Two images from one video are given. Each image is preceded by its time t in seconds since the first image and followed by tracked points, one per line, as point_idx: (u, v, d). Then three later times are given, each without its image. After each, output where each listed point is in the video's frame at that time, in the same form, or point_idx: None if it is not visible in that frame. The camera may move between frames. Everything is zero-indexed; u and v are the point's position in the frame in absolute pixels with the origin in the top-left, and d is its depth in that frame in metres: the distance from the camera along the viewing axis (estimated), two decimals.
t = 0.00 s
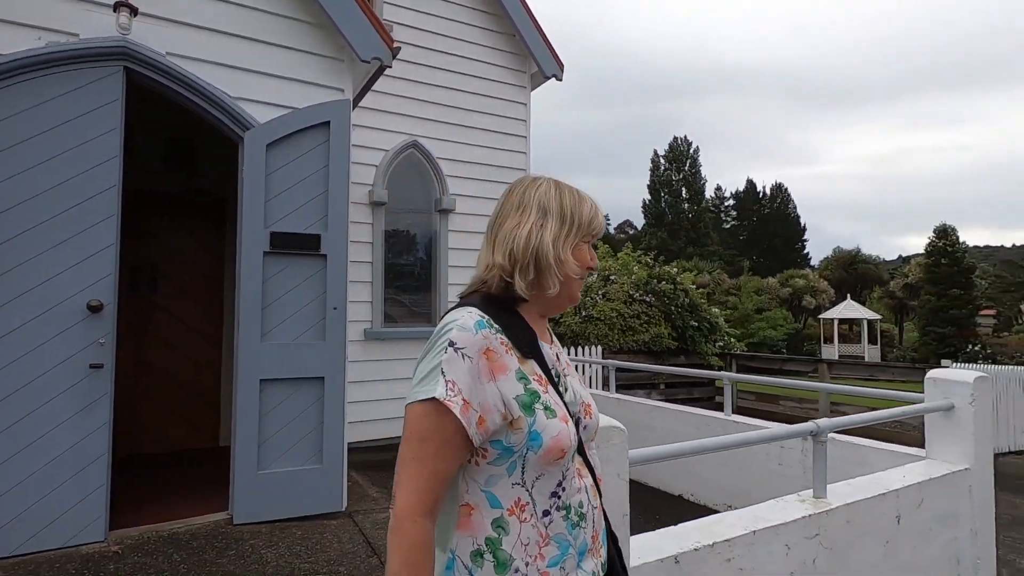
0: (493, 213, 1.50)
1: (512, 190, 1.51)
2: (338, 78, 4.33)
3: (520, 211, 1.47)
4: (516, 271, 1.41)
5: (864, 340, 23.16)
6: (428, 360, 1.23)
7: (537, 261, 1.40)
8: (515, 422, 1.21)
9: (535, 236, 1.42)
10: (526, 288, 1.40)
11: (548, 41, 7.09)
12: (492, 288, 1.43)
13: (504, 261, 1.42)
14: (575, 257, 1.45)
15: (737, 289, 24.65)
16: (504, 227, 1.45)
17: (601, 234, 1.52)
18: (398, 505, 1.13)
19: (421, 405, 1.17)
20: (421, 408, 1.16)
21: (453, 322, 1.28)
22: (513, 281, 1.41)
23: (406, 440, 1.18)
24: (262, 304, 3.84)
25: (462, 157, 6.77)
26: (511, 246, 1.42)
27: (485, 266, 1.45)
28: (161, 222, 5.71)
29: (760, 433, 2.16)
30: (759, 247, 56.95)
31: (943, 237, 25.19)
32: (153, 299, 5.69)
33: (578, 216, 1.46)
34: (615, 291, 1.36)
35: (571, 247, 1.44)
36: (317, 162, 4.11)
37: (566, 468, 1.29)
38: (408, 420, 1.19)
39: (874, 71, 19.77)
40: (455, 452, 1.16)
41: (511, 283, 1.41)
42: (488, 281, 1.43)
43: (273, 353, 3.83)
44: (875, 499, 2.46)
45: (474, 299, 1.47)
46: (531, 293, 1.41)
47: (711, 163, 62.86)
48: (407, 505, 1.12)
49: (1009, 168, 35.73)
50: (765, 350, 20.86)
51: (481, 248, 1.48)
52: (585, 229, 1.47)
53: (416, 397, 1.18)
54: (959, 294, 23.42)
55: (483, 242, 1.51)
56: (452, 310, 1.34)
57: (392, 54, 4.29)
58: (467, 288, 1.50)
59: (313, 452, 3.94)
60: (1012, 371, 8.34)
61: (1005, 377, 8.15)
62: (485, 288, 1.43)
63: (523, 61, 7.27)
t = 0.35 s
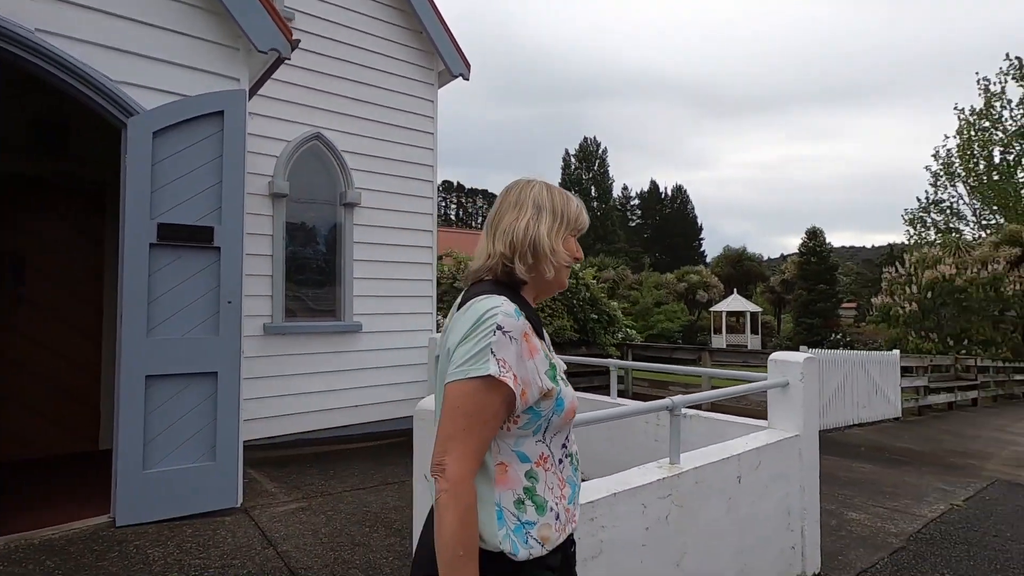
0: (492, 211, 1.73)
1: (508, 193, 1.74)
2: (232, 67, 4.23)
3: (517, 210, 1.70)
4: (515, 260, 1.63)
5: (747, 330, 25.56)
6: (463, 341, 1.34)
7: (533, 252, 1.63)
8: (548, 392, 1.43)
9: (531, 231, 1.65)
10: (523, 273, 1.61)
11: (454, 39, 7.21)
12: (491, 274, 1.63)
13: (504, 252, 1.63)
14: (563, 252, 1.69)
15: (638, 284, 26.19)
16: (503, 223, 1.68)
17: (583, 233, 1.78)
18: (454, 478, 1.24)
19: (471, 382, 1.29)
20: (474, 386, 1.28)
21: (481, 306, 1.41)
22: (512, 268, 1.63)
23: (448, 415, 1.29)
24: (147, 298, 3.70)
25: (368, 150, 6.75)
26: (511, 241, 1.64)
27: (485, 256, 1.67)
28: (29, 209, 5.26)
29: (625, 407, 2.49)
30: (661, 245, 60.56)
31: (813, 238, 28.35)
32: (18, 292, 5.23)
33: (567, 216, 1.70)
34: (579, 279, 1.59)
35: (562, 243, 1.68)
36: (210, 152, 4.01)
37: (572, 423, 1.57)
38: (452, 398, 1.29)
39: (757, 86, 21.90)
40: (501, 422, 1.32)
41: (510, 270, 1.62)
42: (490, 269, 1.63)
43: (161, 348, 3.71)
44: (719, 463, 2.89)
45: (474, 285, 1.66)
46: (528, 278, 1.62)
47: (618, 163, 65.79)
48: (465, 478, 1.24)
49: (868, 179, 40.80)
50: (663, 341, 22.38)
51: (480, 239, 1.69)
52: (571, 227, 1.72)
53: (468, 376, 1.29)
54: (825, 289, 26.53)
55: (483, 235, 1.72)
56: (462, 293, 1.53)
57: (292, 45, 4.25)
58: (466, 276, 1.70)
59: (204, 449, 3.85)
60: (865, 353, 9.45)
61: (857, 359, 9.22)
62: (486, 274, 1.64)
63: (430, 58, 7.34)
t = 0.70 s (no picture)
0: (491, 230, 1.94)
1: (505, 214, 1.96)
2: (118, 44, 3.99)
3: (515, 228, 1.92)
4: (516, 273, 1.85)
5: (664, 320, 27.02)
6: (511, 353, 1.60)
7: (531, 265, 1.85)
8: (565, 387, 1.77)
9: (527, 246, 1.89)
10: (525, 286, 1.82)
11: (369, 27, 7.09)
12: (492, 286, 1.84)
13: (506, 267, 1.85)
14: (555, 264, 1.93)
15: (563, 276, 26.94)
16: (502, 242, 1.90)
17: (570, 247, 2.03)
18: (520, 469, 1.52)
19: (526, 387, 1.57)
20: (529, 390, 1.57)
21: (515, 321, 1.67)
22: (514, 280, 1.85)
23: (507, 417, 1.55)
24: (15, 288, 3.44)
25: (277, 137, 6.53)
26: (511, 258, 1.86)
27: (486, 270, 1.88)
28: None
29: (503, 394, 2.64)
30: (588, 238, 62.43)
31: (724, 233, 30.30)
32: None
33: (559, 232, 1.93)
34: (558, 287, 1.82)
35: (554, 259, 1.91)
36: (90, 133, 3.77)
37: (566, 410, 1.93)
38: (514, 401, 1.55)
39: (675, 88, 23.08)
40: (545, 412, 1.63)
41: (510, 282, 1.84)
42: (493, 281, 1.84)
43: (31, 342, 3.45)
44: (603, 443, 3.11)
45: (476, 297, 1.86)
46: (527, 290, 1.83)
47: (547, 157, 66.95)
48: (529, 466, 1.54)
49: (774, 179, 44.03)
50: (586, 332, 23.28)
51: (484, 253, 1.89)
52: (563, 243, 1.96)
53: (526, 384, 1.56)
54: (734, 282, 28.55)
55: (483, 250, 1.92)
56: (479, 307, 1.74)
57: (184, 25, 4.06)
58: (465, 286, 1.90)
59: (85, 448, 3.65)
60: (762, 341, 10.36)
61: (755, 347, 10.06)
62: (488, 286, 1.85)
63: (344, 44, 7.17)
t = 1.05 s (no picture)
0: (449, 225, 2.16)
1: (463, 212, 2.18)
2: None
3: (469, 224, 2.14)
4: (467, 263, 2.08)
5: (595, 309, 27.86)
6: (473, 325, 1.83)
7: (478, 255, 2.07)
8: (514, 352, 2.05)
9: (475, 239, 2.10)
10: (473, 275, 2.03)
11: (282, 5, 6.81)
12: (443, 272, 2.08)
13: (460, 257, 2.08)
14: (502, 258, 2.13)
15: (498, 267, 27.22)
16: (458, 236, 2.12)
17: (521, 240, 2.22)
18: (498, 420, 1.78)
19: (490, 351, 1.82)
20: (492, 354, 1.82)
21: (471, 297, 1.90)
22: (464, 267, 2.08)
23: (478, 380, 1.79)
24: None
25: (180, 116, 6.18)
26: (464, 250, 2.09)
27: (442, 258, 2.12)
28: None
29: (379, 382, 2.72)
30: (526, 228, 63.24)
31: (653, 225, 31.45)
32: None
33: (508, 225, 2.14)
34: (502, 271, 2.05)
35: (502, 254, 2.12)
36: None
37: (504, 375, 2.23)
38: (486, 365, 1.80)
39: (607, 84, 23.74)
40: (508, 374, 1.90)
41: (460, 271, 2.07)
42: (446, 268, 2.08)
43: None
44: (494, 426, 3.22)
45: (432, 280, 2.10)
46: (477, 279, 2.04)
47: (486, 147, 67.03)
48: (502, 418, 1.81)
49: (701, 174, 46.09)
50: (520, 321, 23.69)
51: (439, 245, 2.13)
52: (512, 236, 2.16)
53: (491, 349, 1.81)
54: (661, 272, 30.05)
55: (441, 240, 2.16)
56: (433, 288, 1.97)
57: None
58: (425, 272, 2.14)
59: None
60: (679, 328, 10.93)
61: (672, 334, 10.61)
62: (441, 272, 2.09)
63: (255, 21, 6.86)
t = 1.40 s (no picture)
0: (404, 227, 2.43)
1: (416, 216, 2.46)
2: None
3: (425, 227, 2.43)
4: (424, 263, 2.37)
5: (533, 301, 28.13)
6: (424, 322, 2.10)
7: (435, 256, 2.36)
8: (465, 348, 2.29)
9: (433, 242, 2.37)
10: (428, 275, 2.30)
11: None
12: (401, 271, 2.35)
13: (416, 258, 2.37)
14: (456, 260, 2.45)
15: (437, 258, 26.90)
16: (414, 238, 2.40)
17: (466, 245, 2.54)
18: (435, 405, 2.04)
19: (439, 345, 2.08)
20: (439, 348, 2.08)
21: (426, 297, 2.16)
22: (424, 265, 2.37)
23: (426, 369, 2.06)
24: None
25: (67, 88, 5.61)
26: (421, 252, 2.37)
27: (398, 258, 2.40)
28: None
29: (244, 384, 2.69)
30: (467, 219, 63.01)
31: (590, 219, 32.04)
32: None
33: (459, 232, 2.46)
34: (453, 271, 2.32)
35: (454, 259, 2.44)
36: None
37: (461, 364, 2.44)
38: (427, 358, 2.06)
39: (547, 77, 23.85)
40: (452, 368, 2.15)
41: (416, 270, 2.35)
42: (403, 268, 2.35)
43: None
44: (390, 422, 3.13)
45: (390, 279, 2.37)
46: (432, 279, 2.31)
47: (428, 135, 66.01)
48: (439, 404, 2.06)
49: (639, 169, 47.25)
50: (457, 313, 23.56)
51: (400, 244, 2.39)
52: (461, 240, 2.48)
53: (439, 343, 2.06)
54: (598, 265, 30.82)
55: (399, 242, 2.43)
56: (394, 286, 2.23)
57: None
58: (384, 271, 2.41)
59: None
60: (606, 320, 11.23)
61: (598, 326, 10.88)
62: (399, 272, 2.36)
63: None
